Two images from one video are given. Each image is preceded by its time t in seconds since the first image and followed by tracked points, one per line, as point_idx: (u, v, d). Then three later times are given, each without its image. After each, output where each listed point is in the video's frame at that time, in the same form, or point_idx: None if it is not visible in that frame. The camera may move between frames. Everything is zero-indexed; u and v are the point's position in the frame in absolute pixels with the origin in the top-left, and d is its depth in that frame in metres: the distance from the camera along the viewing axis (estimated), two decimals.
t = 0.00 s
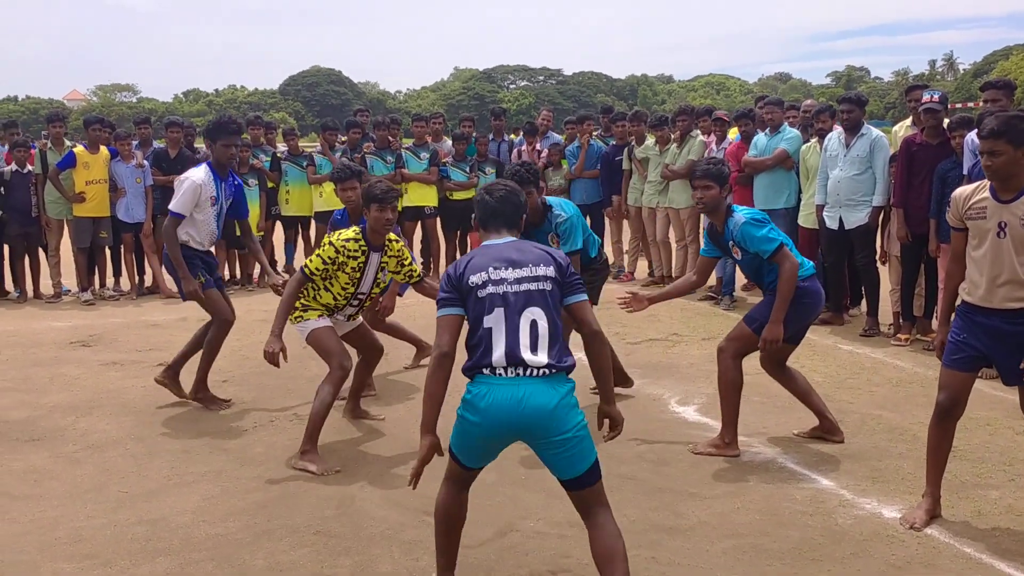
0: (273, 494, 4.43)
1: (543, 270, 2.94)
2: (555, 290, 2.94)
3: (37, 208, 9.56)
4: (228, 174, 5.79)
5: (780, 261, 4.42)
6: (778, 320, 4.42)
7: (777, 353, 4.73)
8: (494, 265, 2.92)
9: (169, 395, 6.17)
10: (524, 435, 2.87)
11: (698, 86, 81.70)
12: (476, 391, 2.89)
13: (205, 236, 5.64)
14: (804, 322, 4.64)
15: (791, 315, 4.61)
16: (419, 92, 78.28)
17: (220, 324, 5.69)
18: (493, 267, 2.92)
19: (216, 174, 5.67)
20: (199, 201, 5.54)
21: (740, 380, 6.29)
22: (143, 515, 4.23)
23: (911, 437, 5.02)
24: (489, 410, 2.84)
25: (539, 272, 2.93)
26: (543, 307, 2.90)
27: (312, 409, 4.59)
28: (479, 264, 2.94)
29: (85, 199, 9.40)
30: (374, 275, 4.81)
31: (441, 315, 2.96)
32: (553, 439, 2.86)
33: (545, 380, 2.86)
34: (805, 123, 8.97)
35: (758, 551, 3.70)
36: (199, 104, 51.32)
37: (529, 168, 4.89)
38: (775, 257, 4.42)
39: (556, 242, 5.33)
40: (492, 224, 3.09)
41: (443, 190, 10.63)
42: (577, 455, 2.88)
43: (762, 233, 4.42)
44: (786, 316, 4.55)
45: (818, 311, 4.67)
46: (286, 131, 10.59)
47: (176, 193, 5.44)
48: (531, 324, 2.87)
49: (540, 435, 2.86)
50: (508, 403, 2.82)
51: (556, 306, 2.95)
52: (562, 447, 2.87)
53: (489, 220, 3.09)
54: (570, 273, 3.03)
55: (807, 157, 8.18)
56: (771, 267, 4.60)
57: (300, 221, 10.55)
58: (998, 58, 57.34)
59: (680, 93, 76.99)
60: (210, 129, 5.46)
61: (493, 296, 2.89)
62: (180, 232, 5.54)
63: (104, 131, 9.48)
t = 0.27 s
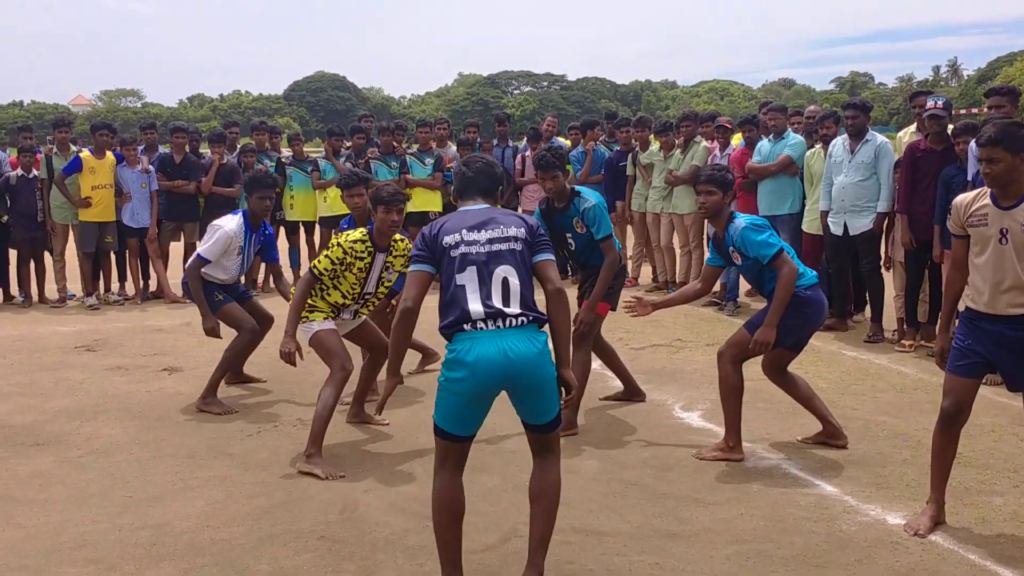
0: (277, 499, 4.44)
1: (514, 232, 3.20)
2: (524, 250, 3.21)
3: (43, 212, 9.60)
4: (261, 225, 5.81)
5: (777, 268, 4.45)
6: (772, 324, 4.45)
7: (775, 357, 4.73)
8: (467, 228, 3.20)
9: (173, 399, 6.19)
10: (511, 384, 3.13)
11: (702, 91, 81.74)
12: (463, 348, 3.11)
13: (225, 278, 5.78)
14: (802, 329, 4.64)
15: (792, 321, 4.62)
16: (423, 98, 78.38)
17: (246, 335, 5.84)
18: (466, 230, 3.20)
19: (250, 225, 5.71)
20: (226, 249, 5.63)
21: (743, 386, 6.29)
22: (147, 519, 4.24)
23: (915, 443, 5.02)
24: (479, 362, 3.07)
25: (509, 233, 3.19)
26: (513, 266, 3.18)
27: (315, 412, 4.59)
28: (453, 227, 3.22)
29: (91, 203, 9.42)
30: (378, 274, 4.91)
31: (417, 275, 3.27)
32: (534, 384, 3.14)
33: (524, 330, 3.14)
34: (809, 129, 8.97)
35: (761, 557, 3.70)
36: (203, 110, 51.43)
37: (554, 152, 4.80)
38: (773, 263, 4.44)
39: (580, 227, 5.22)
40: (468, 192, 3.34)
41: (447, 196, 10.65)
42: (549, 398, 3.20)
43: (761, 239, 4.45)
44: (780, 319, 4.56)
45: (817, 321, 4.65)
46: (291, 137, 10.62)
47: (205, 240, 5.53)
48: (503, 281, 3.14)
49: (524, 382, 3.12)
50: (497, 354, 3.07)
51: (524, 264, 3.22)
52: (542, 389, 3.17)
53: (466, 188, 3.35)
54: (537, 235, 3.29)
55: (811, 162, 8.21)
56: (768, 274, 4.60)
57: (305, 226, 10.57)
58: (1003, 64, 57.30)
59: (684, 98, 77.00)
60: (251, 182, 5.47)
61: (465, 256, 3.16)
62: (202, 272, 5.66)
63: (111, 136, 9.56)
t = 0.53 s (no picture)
0: (282, 504, 4.44)
1: (506, 272, 3.23)
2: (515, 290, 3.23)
3: (49, 217, 9.63)
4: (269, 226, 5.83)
5: (785, 271, 4.45)
6: (778, 329, 4.44)
7: (781, 361, 4.73)
8: (461, 266, 3.21)
9: (178, 404, 6.19)
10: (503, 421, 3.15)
11: (706, 96, 81.77)
12: (457, 391, 3.11)
13: (232, 278, 5.80)
14: (808, 335, 4.63)
15: (800, 327, 4.61)
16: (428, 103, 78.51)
17: (247, 339, 5.83)
18: (460, 268, 3.21)
19: (258, 225, 5.72)
20: (234, 248, 5.66)
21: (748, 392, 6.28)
22: (152, 524, 4.24)
23: (921, 449, 5.01)
24: (474, 403, 3.08)
25: (502, 275, 3.21)
26: (506, 307, 3.19)
27: (330, 418, 4.57)
28: (447, 265, 3.23)
29: (97, 209, 9.43)
30: (384, 279, 4.96)
31: (416, 311, 3.33)
32: (529, 416, 3.18)
33: (516, 367, 3.15)
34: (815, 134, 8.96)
35: (766, 563, 3.69)
36: (209, 115, 51.53)
37: (563, 142, 4.93)
38: (781, 266, 4.45)
39: (588, 221, 5.25)
40: (464, 226, 3.38)
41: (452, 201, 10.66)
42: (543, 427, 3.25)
43: (769, 241, 4.46)
44: (786, 323, 4.55)
45: (823, 328, 4.63)
46: (296, 142, 10.64)
47: (213, 238, 5.57)
48: (495, 321, 3.15)
49: (519, 416, 3.16)
50: (491, 393, 3.09)
51: (518, 305, 3.24)
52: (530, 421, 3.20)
53: (463, 221, 3.38)
54: (531, 276, 3.33)
55: (816, 167, 8.18)
56: (774, 279, 4.59)
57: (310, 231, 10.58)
58: (1008, 69, 57.23)
59: (688, 105, 77.09)
60: (261, 184, 5.47)
61: (458, 295, 3.17)
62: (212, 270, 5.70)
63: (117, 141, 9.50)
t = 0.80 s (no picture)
0: (285, 507, 4.44)
1: (472, 303, 3.40)
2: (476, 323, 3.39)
3: (54, 220, 9.64)
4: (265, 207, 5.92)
5: (779, 272, 4.46)
6: (777, 333, 4.45)
7: (784, 368, 4.72)
8: (445, 288, 3.49)
9: (182, 408, 6.20)
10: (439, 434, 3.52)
11: (709, 101, 81.80)
12: (406, 399, 3.56)
13: (237, 265, 5.81)
14: (808, 341, 4.61)
15: (799, 332, 4.60)
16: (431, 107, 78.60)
17: (246, 339, 5.78)
18: (441, 288, 3.50)
19: (254, 207, 5.82)
20: (234, 231, 5.71)
21: (752, 396, 6.28)
22: (156, 527, 4.24)
23: (925, 453, 5.00)
24: (410, 416, 3.52)
25: (466, 305, 3.41)
26: (457, 332, 3.42)
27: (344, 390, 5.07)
28: (438, 281, 3.54)
29: (101, 212, 9.45)
30: (407, 253, 5.29)
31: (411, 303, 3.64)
32: (456, 438, 3.46)
33: (441, 395, 3.44)
34: (818, 139, 8.97)
35: (771, 567, 3.68)
36: (212, 120, 51.59)
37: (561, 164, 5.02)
38: (774, 268, 4.45)
39: (591, 241, 5.26)
40: (482, 248, 3.55)
41: (455, 204, 10.67)
42: (483, 442, 3.47)
43: (762, 243, 4.47)
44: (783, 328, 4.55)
45: (823, 334, 4.62)
46: (300, 146, 10.67)
47: (213, 223, 5.63)
48: (443, 341, 3.44)
49: (448, 435, 3.46)
50: (417, 412, 3.48)
51: (473, 334, 3.41)
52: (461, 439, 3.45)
53: (483, 245, 3.55)
54: (509, 308, 3.38)
55: (819, 172, 8.18)
56: (770, 282, 4.60)
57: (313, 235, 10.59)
58: (1012, 74, 57.19)
59: (691, 109, 77.13)
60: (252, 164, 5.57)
61: (432, 312, 3.50)
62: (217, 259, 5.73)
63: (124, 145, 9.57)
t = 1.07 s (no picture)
0: (289, 511, 4.45)
1: (434, 369, 3.83)
2: (437, 388, 3.86)
3: (59, 224, 9.66)
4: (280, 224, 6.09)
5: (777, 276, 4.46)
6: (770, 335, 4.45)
7: (786, 371, 4.74)
8: (419, 346, 3.92)
9: (187, 411, 6.21)
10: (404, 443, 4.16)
11: (714, 106, 81.83)
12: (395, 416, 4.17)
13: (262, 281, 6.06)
14: (807, 344, 4.61)
15: (795, 336, 4.60)
16: (435, 112, 78.70)
17: (254, 358, 5.86)
18: (418, 344, 3.93)
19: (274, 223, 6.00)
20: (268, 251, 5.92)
21: (755, 401, 6.28)
22: (160, 531, 4.25)
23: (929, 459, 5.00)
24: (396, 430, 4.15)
25: (430, 369, 3.84)
26: (425, 389, 3.89)
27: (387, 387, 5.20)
28: (418, 335, 3.96)
29: (107, 216, 9.47)
30: (440, 269, 5.41)
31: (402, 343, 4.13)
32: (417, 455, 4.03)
33: (402, 424, 4.03)
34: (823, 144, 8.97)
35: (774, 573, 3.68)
36: (217, 124, 51.67)
37: (590, 161, 5.30)
38: (773, 272, 4.45)
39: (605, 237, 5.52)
40: (455, 306, 3.89)
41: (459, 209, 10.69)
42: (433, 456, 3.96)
43: (761, 248, 4.48)
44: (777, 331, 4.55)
45: (822, 337, 4.61)
46: (305, 150, 10.70)
47: (252, 248, 5.79)
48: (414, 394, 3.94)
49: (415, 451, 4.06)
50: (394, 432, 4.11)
51: (437, 392, 3.87)
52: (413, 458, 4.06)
53: (458, 302, 3.86)
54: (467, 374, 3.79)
55: (824, 177, 8.20)
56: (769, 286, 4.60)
57: (318, 239, 10.61)
58: (1016, 79, 57.15)
59: (695, 115, 77.18)
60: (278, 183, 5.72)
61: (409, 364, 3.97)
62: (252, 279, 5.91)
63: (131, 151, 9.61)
